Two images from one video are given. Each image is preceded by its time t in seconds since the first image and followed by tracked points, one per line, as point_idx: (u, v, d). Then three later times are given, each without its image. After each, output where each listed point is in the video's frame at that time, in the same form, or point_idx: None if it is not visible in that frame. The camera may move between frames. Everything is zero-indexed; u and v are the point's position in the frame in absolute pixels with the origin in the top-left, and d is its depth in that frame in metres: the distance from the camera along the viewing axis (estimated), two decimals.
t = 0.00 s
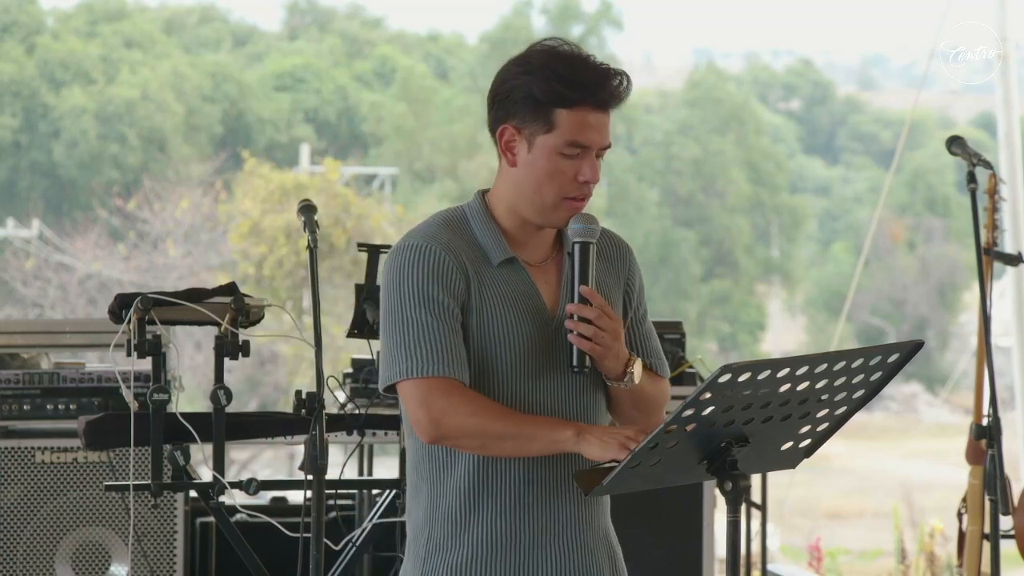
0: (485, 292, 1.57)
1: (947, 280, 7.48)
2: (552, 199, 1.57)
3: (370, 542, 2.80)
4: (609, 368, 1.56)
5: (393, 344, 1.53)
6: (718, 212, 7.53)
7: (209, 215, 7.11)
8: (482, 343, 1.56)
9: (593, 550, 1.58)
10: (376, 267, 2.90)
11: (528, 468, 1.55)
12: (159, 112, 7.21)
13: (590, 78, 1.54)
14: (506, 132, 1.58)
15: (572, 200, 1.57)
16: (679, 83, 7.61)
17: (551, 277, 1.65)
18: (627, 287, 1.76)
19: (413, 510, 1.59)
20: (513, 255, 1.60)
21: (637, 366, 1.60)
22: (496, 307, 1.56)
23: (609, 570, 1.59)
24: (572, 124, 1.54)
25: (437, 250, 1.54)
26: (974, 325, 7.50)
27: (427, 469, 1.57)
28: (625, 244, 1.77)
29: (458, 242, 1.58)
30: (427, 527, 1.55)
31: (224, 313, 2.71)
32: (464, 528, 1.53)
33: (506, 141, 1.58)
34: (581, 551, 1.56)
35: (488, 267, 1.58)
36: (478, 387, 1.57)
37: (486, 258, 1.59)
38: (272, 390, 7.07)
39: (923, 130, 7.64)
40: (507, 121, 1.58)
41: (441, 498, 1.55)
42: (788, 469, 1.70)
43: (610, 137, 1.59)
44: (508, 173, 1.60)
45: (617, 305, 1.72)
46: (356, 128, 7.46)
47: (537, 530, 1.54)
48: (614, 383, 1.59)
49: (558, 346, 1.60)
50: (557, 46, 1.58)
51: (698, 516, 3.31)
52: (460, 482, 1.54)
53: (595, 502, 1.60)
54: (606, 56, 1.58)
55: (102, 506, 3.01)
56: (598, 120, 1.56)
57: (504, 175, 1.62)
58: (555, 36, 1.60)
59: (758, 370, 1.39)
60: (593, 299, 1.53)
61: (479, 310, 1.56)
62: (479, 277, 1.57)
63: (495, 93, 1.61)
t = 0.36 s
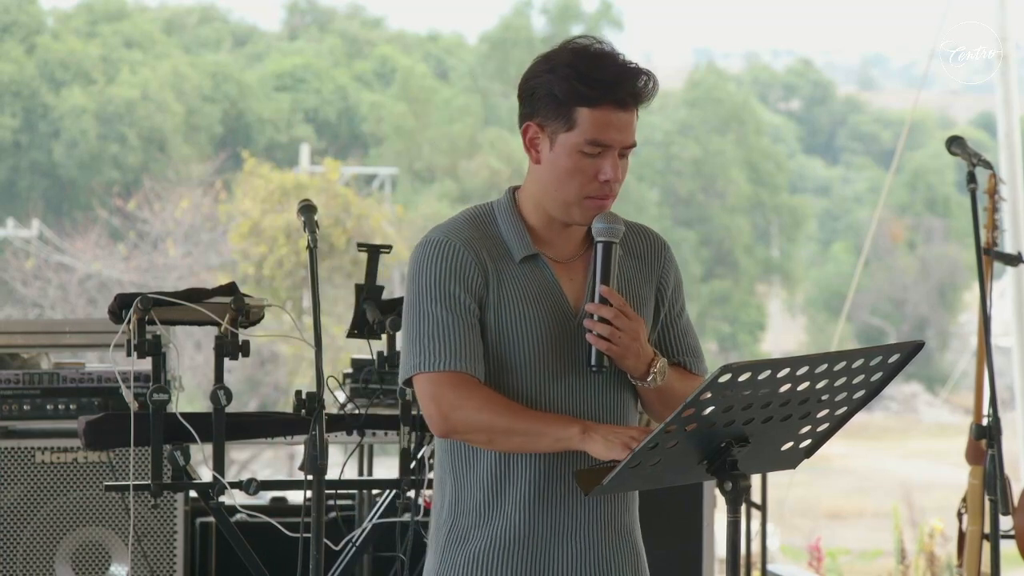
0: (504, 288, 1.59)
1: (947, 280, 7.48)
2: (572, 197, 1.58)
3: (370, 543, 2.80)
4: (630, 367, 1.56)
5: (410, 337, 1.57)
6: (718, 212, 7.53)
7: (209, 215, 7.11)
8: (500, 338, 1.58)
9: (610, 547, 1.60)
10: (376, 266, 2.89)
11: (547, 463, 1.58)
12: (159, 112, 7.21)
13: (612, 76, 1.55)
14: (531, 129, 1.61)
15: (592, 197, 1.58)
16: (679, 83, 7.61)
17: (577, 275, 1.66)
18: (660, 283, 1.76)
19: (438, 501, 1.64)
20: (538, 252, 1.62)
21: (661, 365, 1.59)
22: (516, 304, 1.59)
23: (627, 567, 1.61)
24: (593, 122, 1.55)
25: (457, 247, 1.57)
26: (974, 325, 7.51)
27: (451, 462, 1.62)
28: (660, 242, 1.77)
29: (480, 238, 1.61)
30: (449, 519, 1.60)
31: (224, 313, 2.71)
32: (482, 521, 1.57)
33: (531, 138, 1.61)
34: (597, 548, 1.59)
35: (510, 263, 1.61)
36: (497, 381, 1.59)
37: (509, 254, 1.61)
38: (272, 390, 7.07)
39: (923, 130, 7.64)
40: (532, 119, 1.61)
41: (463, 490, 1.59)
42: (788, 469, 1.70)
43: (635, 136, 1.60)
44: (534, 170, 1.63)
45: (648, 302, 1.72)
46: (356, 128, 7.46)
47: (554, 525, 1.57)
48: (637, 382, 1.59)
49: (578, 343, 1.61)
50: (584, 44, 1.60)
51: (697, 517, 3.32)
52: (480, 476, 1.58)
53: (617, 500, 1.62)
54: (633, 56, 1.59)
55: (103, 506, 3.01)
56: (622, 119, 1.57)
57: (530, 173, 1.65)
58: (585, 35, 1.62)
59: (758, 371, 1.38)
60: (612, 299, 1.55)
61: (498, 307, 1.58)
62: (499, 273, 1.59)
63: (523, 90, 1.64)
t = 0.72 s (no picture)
0: (514, 287, 1.60)
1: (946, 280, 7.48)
2: (581, 196, 1.59)
3: (370, 543, 2.80)
4: (637, 368, 1.56)
5: (418, 331, 1.57)
6: (718, 212, 7.53)
7: (209, 215, 7.11)
8: (508, 335, 1.59)
9: (613, 547, 1.60)
10: (376, 266, 2.89)
11: (551, 462, 1.58)
12: (159, 112, 7.21)
13: (624, 76, 1.55)
14: (542, 126, 1.61)
15: (601, 197, 1.58)
16: (679, 83, 7.60)
17: (587, 275, 1.67)
18: (666, 285, 1.76)
19: (439, 500, 1.64)
20: (547, 251, 1.63)
21: (668, 367, 1.59)
22: (524, 303, 1.59)
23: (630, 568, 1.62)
24: (604, 121, 1.55)
25: (468, 244, 1.58)
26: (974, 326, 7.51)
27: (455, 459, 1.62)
28: (669, 243, 1.77)
29: (491, 236, 1.61)
30: (452, 517, 1.60)
31: (224, 313, 2.71)
32: (486, 519, 1.57)
33: (541, 136, 1.62)
34: (600, 548, 1.59)
35: (520, 262, 1.62)
36: (503, 378, 1.60)
37: (519, 252, 1.62)
38: (272, 390, 7.07)
39: (923, 130, 7.64)
40: (543, 117, 1.61)
41: (467, 488, 1.59)
42: (788, 468, 1.70)
43: (646, 137, 1.59)
44: (544, 168, 1.63)
45: (655, 303, 1.73)
46: (356, 128, 7.46)
47: (557, 525, 1.57)
48: (644, 383, 1.59)
49: (585, 343, 1.61)
50: (598, 44, 1.59)
51: (697, 515, 3.32)
52: (483, 474, 1.58)
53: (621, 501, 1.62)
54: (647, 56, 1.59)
55: (103, 506, 3.01)
56: (634, 119, 1.57)
57: (541, 170, 1.65)
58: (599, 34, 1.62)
59: (758, 371, 1.38)
60: (619, 301, 1.55)
61: (506, 305, 1.59)
62: (509, 271, 1.60)
63: (535, 88, 1.64)
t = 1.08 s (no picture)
0: (516, 286, 1.60)
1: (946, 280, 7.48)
2: (583, 195, 1.60)
3: (370, 543, 2.80)
4: (636, 368, 1.56)
5: (417, 330, 1.57)
6: (717, 212, 7.53)
7: (209, 215, 7.11)
8: (509, 334, 1.59)
9: (613, 547, 1.60)
10: (376, 266, 2.89)
11: (551, 461, 1.58)
12: (159, 112, 7.21)
13: (627, 75, 1.57)
14: (545, 126, 1.63)
15: (603, 195, 1.60)
16: (679, 84, 7.60)
17: (589, 275, 1.67)
18: (669, 285, 1.76)
19: (438, 499, 1.64)
20: (551, 251, 1.63)
21: (667, 367, 1.59)
22: (526, 302, 1.59)
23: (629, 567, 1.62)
24: (606, 121, 1.57)
25: (470, 242, 1.58)
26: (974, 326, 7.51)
27: (454, 458, 1.62)
28: (671, 245, 1.77)
29: (493, 234, 1.62)
30: (452, 516, 1.60)
31: (224, 313, 2.71)
32: (485, 519, 1.57)
33: (544, 135, 1.63)
34: (599, 547, 1.59)
35: (523, 260, 1.62)
36: (502, 377, 1.60)
37: (522, 250, 1.62)
38: (272, 390, 7.06)
39: (923, 130, 7.63)
40: (545, 116, 1.63)
41: (465, 487, 1.59)
42: (787, 469, 1.70)
43: (648, 138, 1.61)
44: (546, 167, 1.65)
45: (656, 303, 1.73)
46: (356, 128, 7.46)
47: (557, 525, 1.57)
48: (643, 383, 1.59)
49: (586, 343, 1.62)
50: (601, 44, 1.61)
51: (696, 515, 3.32)
52: (482, 473, 1.58)
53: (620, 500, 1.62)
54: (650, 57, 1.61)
55: (103, 506, 3.01)
56: (635, 119, 1.58)
57: (545, 170, 1.66)
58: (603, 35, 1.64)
59: (758, 370, 1.38)
60: (620, 299, 1.55)
61: (508, 305, 1.59)
62: (511, 269, 1.60)
63: (539, 88, 1.66)
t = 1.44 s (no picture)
0: (513, 284, 1.60)
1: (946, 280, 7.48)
2: (575, 186, 1.60)
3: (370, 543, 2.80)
4: (630, 357, 1.54)
5: (411, 327, 1.60)
6: (718, 213, 7.53)
7: (209, 215, 7.11)
8: (502, 333, 1.60)
9: (614, 547, 1.59)
10: (376, 266, 2.89)
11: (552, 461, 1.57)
12: (159, 112, 7.21)
13: (602, 61, 1.60)
14: (534, 124, 1.66)
15: (594, 183, 1.59)
16: (679, 84, 7.60)
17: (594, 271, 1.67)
18: (675, 279, 1.75)
19: (441, 499, 1.65)
20: (552, 246, 1.63)
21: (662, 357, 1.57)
22: (520, 300, 1.60)
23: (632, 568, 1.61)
24: (586, 108, 1.59)
25: (468, 242, 1.60)
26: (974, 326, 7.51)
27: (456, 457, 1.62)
28: (679, 241, 1.77)
29: (493, 231, 1.63)
30: (452, 516, 1.60)
31: (224, 313, 2.71)
32: (485, 519, 1.57)
33: (534, 134, 1.66)
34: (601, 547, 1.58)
35: (524, 256, 1.63)
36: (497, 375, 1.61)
37: (524, 246, 1.63)
38: (272, 390, 7.06)
39: (923, 130, 7.63)
40: (533, 114, 1.66)
41: (466, 486, 1.60)
42: (788, 468, 1.70)
43: (636, 123, 1.61)
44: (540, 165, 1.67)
45: (661, 299, 1.72)
46: (356, 128, 7.45)
47: (557, 525, 1.57)
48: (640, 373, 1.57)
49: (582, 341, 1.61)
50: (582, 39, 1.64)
51: (697, 515, 3.32)
52: (483, 473, 1.59)
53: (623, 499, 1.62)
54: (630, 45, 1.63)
55: (103, 506, 3.01)
56: (617, 104, 1.59)
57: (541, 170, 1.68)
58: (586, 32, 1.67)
59: (759, 371, 1.38)
60: (609, 283, 1.52)
61: (503, 305, 1.60)
62: (509, 267, 1.61)
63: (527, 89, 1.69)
